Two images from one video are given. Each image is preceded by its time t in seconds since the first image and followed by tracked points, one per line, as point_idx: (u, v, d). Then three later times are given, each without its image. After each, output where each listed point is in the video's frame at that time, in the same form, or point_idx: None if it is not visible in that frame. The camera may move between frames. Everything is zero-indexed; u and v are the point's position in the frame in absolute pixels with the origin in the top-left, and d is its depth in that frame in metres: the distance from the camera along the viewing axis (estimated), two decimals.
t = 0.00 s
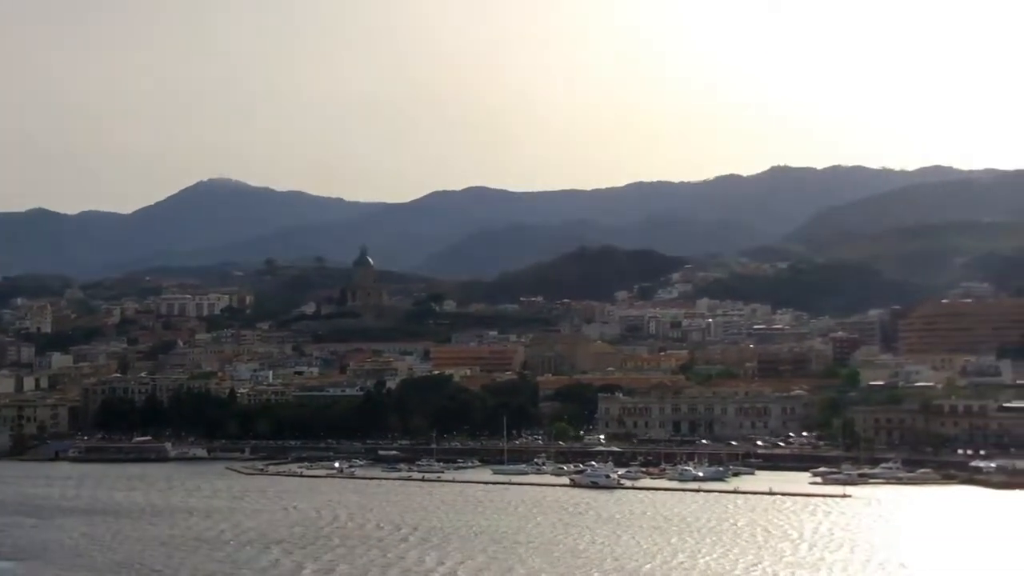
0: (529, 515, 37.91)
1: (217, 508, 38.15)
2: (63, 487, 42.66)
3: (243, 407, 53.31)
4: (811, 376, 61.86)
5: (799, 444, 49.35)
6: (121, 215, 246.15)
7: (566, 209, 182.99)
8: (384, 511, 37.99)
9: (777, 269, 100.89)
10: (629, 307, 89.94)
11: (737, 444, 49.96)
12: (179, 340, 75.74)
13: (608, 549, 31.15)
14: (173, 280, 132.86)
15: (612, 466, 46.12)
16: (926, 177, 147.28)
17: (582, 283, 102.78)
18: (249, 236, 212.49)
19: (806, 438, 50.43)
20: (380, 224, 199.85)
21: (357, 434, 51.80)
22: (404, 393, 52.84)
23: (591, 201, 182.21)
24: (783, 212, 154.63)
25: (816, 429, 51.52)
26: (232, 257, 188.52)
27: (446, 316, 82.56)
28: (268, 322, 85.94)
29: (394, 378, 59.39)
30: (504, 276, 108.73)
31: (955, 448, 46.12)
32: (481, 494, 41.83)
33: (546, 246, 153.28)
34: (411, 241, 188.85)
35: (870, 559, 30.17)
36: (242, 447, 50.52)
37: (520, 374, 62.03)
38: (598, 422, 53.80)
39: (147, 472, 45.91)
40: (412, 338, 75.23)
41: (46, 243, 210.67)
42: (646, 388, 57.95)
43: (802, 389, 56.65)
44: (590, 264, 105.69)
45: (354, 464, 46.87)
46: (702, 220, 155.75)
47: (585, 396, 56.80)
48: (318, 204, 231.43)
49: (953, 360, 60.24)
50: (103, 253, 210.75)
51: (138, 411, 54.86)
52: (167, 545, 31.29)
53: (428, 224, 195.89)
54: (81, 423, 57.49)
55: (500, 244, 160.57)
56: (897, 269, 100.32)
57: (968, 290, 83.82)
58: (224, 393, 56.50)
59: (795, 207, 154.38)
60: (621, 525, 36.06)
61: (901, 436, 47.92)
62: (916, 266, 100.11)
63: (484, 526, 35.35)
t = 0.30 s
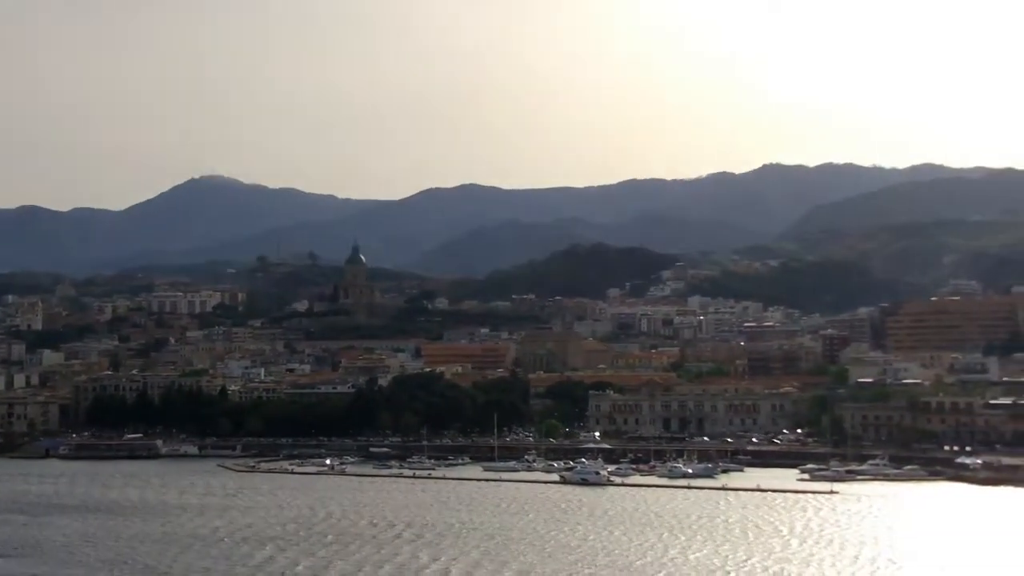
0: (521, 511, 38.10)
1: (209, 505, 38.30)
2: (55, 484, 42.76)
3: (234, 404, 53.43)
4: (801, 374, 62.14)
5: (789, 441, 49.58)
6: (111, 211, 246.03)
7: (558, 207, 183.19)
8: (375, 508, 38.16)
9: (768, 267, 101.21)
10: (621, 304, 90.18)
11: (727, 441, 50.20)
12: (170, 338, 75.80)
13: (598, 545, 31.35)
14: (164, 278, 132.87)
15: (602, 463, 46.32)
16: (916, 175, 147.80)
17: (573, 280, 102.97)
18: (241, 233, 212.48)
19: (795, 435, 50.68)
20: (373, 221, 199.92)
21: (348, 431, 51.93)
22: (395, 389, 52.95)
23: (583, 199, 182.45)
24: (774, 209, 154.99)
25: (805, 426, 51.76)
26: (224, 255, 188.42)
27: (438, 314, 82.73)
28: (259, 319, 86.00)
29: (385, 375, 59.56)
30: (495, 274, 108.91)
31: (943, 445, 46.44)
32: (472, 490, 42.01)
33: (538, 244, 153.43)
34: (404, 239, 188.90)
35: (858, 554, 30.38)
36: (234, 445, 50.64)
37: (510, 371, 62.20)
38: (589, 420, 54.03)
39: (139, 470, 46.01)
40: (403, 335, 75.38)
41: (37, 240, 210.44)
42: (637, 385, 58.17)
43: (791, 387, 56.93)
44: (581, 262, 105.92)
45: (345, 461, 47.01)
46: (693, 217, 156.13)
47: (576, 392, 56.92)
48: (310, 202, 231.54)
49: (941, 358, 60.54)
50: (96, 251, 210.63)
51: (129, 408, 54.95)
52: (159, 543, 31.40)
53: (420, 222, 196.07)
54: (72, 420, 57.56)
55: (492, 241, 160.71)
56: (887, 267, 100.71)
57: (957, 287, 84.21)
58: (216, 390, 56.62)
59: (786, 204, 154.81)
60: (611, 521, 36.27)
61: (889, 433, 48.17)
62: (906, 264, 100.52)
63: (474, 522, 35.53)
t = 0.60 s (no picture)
0: (502, 507, 38.29)
1: (190, 501, 38.40)
2: (37, 481, 42.76)
3: (215, 401, 53.51)
4: (780, 370, 62.43)
5: (768, 436, 49.89)
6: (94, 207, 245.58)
7: (542, 204, 183.48)
8: (357, 504, 38.33)
9: (750, 264, 101.60)
10: (602, 301, 90.44)
11: (707, 436, 50.49)
12: (152, 334, 75.78)
13: (577, 541, 31.52)
14: (146, 274, 132.67)
15: (582, 459, 46.56)
16: (897, 172, 148.51)
17: (556, 276, 103.17)
18: (223, 230, 212.15)
19: (775, 431, 50.96)
20: (355, 217, 199.83)
21: (330, 427, 52.07)
22: (376, 386, 53.09)
23: (566, 195, 182.76)
24: (757, 205, 155.48)
25: (785, 422, 52.10)
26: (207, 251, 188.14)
27: (420, 310, 82.83)
28: (241, 316, 85.98)
29: (367, 372, 59.71)
30: (477, 271, 109.02)
31: (920, 440, 46.85)
32: (454, 486, 42.21)
33: (521, 241, 153.61)
34: (387, 235, 188.88)
35: (837, 549, 30.65)
36: (215, 441, 50.74)
37: (492, 367, 62.39)
38: (570, 416, 54.28)
39: (121, 466, 46.07)
40: (386, 332, 75.50)
41: (19, 236, 209.77)
42: (617, 381, 58.44)
43: (771, 383, 57.23)
44: (564, 259, 106.14)
45: (326, 458, 47.17)
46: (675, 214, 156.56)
47: (557, 388, 57.14)
48: (292, 198, 231.34)
49: (919, 355, 60.93)
50: (77, 247, 210.01)
51: (110, 405, 54.98)
52: (142, 539, 31.47)
53: (403, 218, 196.11)
54: (53, 417, 57.54)
55: (476, 238, 160.79)
56: (868, 264, 101.16)
57: (937, 284, 84.70)
58: (197, 387, 56.70)
59: (769, 201, 155.31)
60: (591, 516, 36.51)
61: (867, 429, 48.49)
62: (887, 260, 101.05)
63: (455, 518, 35.69)
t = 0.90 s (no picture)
0: (481, 502, 38.41)
1: (170, 497, 38.46)
2: (16, 478, 42.73)
3: (194, 397, 53.54)
4: (759, 365, 62.74)
5: (746, 431, 50.12)
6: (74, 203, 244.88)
7: (524, 200, 183.58)
8: (337, 499, 38.43)
9: (730, 259, 101.88)
10: (583, 297, 90.55)
11: (685, 431, 50.70)
12: (132, 330, 75.68)
13: (557, 535, 31.66)
14: (126, 269, 132.33)
15: (562, 454, 46.70)
16: (876, 168, 149.14)
17: (536, 272, 103.28)
18: (204, 224, 211.77)
19: (753, 426, 51.21)
20: (337, 212, 199.62)
21: (309, 423, 52.12)
22: (356, 381, 53.14)
23: (548, 191, 182.92)
24: (738, 201, 155.83)
25: (763, 417, 52.36)
26: (188, 246, 187.78)
27: (400, 306, 82.85)
28: (221, 311, 85.86)
29: (347, 367, 59.75)
30: (458, 266, 109.06)
31: (897, 435, 47.15)
32: (433, 481, 42.33)
33: (502, 237, 153.65)
34: (368, 230, 188.76)
35: (815, 542, 30.86)
36: (195, 436, 50.78)
37: (472, 363, 62.49)
38: (549, 411, 54.45)
39: (100, 462, 46.08)
40: (366, 328, 75.53)
41: None
42: (596, 376, 58.61)
43: (749, 378, 57.52)
44: (544, 255, 106.25)
45: (306, 453, 47.25)
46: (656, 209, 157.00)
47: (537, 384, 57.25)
48: (273, 194, 231.04)
49: (896, 349, 61.27)
50: (57, 242, 209.38)
51: (89, 400, 54.95)
52: (121, 535, 31.56)
53: (384, 213, 196.00)
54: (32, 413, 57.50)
55: (457, 233, 160.79)
56: (848, 259, 101.55)
57: (916, 279, 85.11)
58: (177, 382, 56.72)
59: (750, 196, 155.70)
60: (570, 511, 36.67)
61: (844, 424, 48.76)
62: (866, 256, 101.49)
63: (435, 513, 35.80)
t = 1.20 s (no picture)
0: (457, 495, 38.58)
1: (144, 490, 38.54)
2: None
3: (169, 390, 53.55)
4: (734, 359, 63.08)
5: (720, 425, 50.44)
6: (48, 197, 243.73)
7: (501, 194, 183.69)
8: (313, 492, 38.54)
9: (706, 253, 102.27)
10: (560, 291, 90.75)
11: (660, 425, 50.97)
12: (106, 324, 75.51)
13: (532, 528, 31.85)
14: (101, 262, 131.84)
15: (536, 447, 46.89)
16: (852, 163, 149.88)
17: (513, 266, 103.46)
18: (180, 217, 211.12)
19: (727, 419, 51.50)
20: (313, 205, 199.33)
21: (285, 416, 52.18)
22: (332, 375, 53.18)
23: (526, 186, 182.98)
24: (714, 195, 156.30)
25: (737, 411, 52.69)
26: (163, 240, 187.28)
27: (376, 300, 82.89)
28: (196, 305, 85.72)
29: (323, 361, 59.82)
30: (435, 260, 109.12)
31: (869, 428, 47.54)
32: (408, 474, 42.47)
33: (478, 231, 153.68)
34: (345, 224, 188.55)
35: (789, 535, 31.12)
36: (170, 430, 50.80)
37: (448, 357, 62.64)
38: (525, 405, 54.67)
39: (75, 456, 46.10)
40: (342, 322, 75.55)
41: None
42: (572, 370, 58.82)
43: (723, 372, 57.87)
44: (520, 248, 106.41)
45: (281, 447, 47.32)
46: (633, 203, 157.36)
47: (512, 376, 57.37)
48: (249, 188, 230.58)
49: (869, 343, 61.69)
50: (32, 235, 208.47)
51: (63, 393, 54.89)
52: (94, 528, 31.64)
53: (361, 206, 195.80)
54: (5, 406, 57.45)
55: (434, 226, 160.75)
56: (823, 254, 102.10)
57: (890, 274, 85.61)
58: (152, 376, 56.71)
59: (727, 191, 156.19)
60: (544, 504, 36.86)
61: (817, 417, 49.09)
62: (841, 251, 102.01)
63: (411, 506, 35.93)
